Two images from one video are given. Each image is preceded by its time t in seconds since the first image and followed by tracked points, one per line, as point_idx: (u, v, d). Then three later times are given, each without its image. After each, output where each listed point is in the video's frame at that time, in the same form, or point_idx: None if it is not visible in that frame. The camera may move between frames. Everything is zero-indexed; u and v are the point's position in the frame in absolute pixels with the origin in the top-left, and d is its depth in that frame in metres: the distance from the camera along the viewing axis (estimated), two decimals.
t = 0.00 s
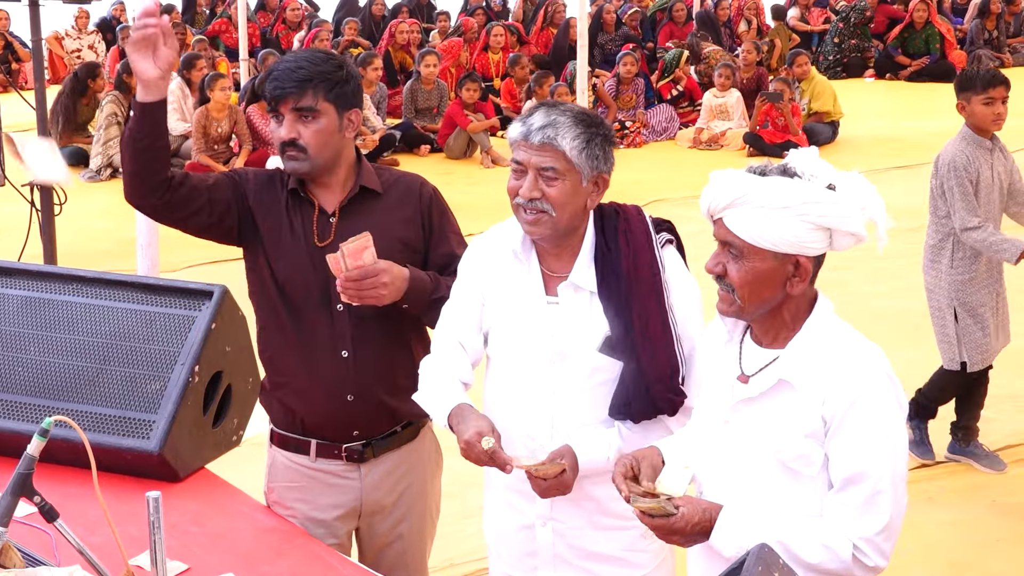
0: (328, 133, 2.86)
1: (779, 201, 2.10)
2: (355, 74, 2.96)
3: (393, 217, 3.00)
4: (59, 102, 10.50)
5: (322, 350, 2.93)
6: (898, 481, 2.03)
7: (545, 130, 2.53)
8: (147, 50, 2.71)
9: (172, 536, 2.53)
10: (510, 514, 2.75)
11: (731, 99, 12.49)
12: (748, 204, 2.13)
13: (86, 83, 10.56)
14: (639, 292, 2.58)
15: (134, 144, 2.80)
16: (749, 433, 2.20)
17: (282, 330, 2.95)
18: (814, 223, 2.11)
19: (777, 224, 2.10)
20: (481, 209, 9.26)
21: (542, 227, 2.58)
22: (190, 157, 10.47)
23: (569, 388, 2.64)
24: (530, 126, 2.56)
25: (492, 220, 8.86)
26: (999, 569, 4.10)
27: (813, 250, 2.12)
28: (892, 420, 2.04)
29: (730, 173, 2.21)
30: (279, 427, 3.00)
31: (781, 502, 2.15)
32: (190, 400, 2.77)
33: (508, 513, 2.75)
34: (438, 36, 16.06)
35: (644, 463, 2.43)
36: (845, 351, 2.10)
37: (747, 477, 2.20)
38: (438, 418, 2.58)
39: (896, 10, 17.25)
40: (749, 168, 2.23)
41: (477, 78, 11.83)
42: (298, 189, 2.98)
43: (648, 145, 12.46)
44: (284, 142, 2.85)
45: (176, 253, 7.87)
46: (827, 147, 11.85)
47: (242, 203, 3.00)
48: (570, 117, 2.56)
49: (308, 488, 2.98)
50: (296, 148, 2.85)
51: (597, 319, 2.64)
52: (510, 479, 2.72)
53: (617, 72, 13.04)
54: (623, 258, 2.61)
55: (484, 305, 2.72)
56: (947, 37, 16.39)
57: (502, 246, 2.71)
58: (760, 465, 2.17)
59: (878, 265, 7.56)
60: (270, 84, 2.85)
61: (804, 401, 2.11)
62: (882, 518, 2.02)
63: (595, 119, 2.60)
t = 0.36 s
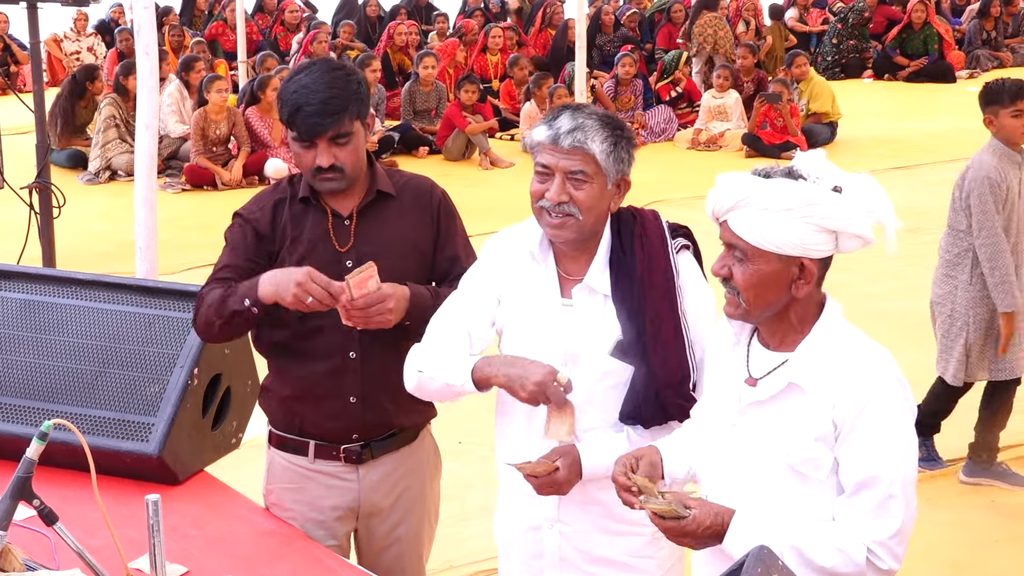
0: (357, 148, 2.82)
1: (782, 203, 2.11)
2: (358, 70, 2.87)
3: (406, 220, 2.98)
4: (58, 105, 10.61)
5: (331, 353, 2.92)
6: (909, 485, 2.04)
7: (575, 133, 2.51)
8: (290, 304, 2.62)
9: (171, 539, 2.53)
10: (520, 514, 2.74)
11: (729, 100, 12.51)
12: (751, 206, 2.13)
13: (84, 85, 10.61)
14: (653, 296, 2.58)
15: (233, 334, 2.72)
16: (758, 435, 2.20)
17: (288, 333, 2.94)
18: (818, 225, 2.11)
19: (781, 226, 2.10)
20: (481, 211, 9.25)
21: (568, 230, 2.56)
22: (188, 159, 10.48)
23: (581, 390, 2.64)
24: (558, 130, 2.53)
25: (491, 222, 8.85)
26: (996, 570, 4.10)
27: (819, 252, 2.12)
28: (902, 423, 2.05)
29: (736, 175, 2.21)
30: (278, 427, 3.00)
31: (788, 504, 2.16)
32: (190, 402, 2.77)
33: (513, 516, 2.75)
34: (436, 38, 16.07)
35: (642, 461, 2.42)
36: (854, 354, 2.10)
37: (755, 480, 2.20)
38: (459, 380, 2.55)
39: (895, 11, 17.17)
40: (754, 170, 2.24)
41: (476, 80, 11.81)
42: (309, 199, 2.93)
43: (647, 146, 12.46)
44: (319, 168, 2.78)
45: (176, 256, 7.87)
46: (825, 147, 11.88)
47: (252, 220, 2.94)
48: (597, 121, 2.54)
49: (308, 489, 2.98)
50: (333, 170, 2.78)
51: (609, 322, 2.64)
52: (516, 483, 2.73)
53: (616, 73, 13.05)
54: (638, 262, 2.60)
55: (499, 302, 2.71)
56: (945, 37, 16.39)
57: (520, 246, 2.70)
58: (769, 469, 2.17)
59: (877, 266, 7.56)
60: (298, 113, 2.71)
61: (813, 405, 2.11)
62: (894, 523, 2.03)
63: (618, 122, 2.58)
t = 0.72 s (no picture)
0: (354, 155, 2.82)
1: (784, 199, 2.11)
2: (349, 76, 2.86)
3: (403, 221, 2.99)
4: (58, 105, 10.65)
5: (331, 353, 2.92)
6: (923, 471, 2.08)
7: (562, 134, 2.51)
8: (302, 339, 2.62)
9: (170, 538, 2.53)
10: (524, 515, 2.75)
11: (728, 100, 12.52)
12: (754, 199, 2.13)
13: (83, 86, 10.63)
14: (658, 294, 2.61)
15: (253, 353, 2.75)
16: (761, 435, 2.19)
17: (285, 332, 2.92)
18: (818, 224, 2.11)
19: (782, 222, 2.10)
20: (480, 211, 9.25)
21: (558, 231, 2.57)
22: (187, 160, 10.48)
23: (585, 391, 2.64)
24: (548, 130, 2.54)
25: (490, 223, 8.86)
26: (995, 570, 4.09)
27: (818, 251, 2.13)
28: (907, 413, 2.08)
29: (740, 169, 2.21)
30: (278, 427, 3.01)
31: (794, 502, 2.16)
32: (189, 402, 2.77)
33: (518, 513, 2.76)
34: (435, 38, 16.07)
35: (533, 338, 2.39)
36: (855, 354, 2.12)
37: (755, 480, 2.19)
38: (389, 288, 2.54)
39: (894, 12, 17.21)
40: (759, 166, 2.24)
41: (474, 81, 11.80)
42: (305, 203, 2.93)
43: (646, 147, 12.46)
44: (317, 178, 2.79)
45: (175, 256, 7.87)
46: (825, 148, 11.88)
47: (249, 224, 2.92)
48: (588, 122, 2.53)
49: (309, 488, 2.98)
50: (333, 180, 2.79)
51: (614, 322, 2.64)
52: (525, 481, 2.74)
53: (615, 74, 13.06)
54: (641, 263, 2.61)
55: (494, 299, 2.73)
56: (944, 38, 16.39)
57: (522, 248, 2.70)
58: (770, 464, 2.17)
59: (876, 267, 7.57)
60: (295, 128, 2.71)
61: (819, 403, 2.12)
62: (918, 511, 2.06)
63: (613, 123, 2.58)
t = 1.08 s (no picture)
0: (351, 153, 2.82)
1: (771, 196, 2.10)
2: (346, 76, 2.89)
3: (400, 221, 2.99)
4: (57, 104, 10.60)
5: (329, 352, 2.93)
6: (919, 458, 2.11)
7: (548, 130, 2.51)
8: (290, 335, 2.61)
9: (170, 538, 2.53)
10: (511, 514, 2.74)
11: (729, 101, 12.53)
12: (742, 195, 2.12)
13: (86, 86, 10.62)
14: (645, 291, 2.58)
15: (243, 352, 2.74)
16: (755, 436, 2.17)
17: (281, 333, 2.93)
18: (806, 222, 2.11)
19: (769, 220, 2.10)
20: (480, 211, 9.25)
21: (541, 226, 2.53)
22: (188, 159, 10.48)
23: (571, 389, 2.63)
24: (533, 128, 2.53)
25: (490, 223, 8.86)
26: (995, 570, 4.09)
27: (803, 249, 2.13)
28: (899, 406, 2.09)
29: (727, 165, 2.20)
30: (276, 428, 3.00)
31: (792, 500, 2.17)
32: (190, 401, 2.77)
33: (507, 515, 2.75)
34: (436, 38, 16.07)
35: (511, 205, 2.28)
36: (846, 348, 2.13)
37: (751, 478, 2.18)
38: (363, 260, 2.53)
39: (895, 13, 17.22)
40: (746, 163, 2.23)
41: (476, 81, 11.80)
42: (302, 203, 2.96)
43: (646, 147, 12.46)
44: (315, 177, 2.79)
45: (175, 256, 7.87)
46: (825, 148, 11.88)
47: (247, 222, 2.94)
48: (574, 119, 2.52)
49: (308, 489, 2.98)
50: (330, 179, 2.80)
51: (600, 322, 2.60)
52: (511, 480, 2.73)
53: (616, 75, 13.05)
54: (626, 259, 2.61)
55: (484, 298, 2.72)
56: (945, 39, 16.40)
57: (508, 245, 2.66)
58: (763, 454, 2.16)
59: (875, 267, 7.56)
60: (292, 126, 2.70)
61: (815, 399, 2.11)
62: (914, 497, 2.09)
63: (599, 121, 2.56)
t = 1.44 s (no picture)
0: (350, 148, 2.82)
1: (772, 198, 2.10)
2: (343, 70, 2.88)
3: (400, 220, 2.99)
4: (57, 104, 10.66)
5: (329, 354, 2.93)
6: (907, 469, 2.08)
7: (526, 134, 2.49)
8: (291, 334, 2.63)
9: (170, 537, 2.53)
10: (498, 514, 2.75)
11: (729, 100, 12.53)
12: (743, 199, 2.12)
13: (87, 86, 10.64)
14: (625, 292, 2.58)
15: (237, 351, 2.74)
16: (754, 434, 2.18)
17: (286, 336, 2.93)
18: (808, 222, 2.11)
19: (771, 221, 2.10)
20: (479, 211, 9.25)
21: (531, 232, 2.54)
22: (188, 159, 10.48)
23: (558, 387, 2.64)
24: (512, 131, 2.52)
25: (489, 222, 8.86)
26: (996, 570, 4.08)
27: (806, 249, 2.13)
28: (897, 414, 2.08)
29: (727, 168, 2.21)
30: (277, 427, 3.00)
31: (783, 500, 2.16)
32: (190, 401, 2.77)
33: (495, 515, 2.75)
34: (436, 38, 16.07)
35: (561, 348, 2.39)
36: (849, 352, 2.12)
37: (750, 474, 2.19)
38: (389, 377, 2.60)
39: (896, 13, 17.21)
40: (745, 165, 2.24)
41: (476, 80, 11.80)
42: (301, 202, 2.91)
43: (646, 147, 12.45)
44: (314, 171, 2.77)
45: (175, 256, 7.86)
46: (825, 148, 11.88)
47: (245, 223, 2.91)
48: (551, 120, 2.51)
49: (308, 488, 2.98)
50: (329, 174, 2.78)
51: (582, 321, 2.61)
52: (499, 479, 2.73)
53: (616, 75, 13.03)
54: (611, 257, 2.59)
55: (476, 303, 2.72)
56: (945, 39, 16.39)
57: (494, 247, 2.70)
58: (762, 464, 2.17)
59: (874, 267, 7.56)
60: (292, 118, 2.71)
61: (810, 400, 2.12)
62: (896, 509, 2.07)
63: (577, 119, 2.57)
